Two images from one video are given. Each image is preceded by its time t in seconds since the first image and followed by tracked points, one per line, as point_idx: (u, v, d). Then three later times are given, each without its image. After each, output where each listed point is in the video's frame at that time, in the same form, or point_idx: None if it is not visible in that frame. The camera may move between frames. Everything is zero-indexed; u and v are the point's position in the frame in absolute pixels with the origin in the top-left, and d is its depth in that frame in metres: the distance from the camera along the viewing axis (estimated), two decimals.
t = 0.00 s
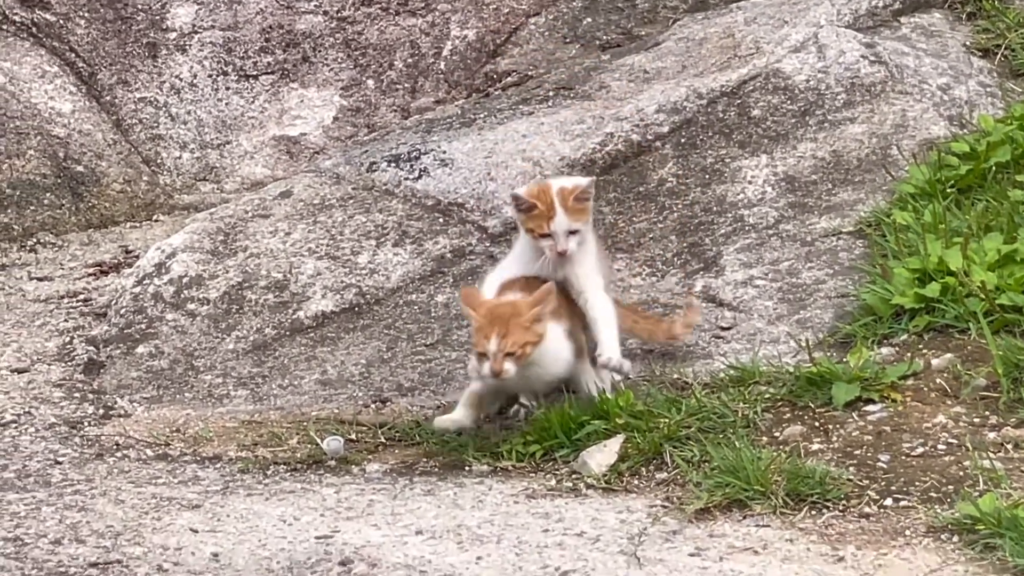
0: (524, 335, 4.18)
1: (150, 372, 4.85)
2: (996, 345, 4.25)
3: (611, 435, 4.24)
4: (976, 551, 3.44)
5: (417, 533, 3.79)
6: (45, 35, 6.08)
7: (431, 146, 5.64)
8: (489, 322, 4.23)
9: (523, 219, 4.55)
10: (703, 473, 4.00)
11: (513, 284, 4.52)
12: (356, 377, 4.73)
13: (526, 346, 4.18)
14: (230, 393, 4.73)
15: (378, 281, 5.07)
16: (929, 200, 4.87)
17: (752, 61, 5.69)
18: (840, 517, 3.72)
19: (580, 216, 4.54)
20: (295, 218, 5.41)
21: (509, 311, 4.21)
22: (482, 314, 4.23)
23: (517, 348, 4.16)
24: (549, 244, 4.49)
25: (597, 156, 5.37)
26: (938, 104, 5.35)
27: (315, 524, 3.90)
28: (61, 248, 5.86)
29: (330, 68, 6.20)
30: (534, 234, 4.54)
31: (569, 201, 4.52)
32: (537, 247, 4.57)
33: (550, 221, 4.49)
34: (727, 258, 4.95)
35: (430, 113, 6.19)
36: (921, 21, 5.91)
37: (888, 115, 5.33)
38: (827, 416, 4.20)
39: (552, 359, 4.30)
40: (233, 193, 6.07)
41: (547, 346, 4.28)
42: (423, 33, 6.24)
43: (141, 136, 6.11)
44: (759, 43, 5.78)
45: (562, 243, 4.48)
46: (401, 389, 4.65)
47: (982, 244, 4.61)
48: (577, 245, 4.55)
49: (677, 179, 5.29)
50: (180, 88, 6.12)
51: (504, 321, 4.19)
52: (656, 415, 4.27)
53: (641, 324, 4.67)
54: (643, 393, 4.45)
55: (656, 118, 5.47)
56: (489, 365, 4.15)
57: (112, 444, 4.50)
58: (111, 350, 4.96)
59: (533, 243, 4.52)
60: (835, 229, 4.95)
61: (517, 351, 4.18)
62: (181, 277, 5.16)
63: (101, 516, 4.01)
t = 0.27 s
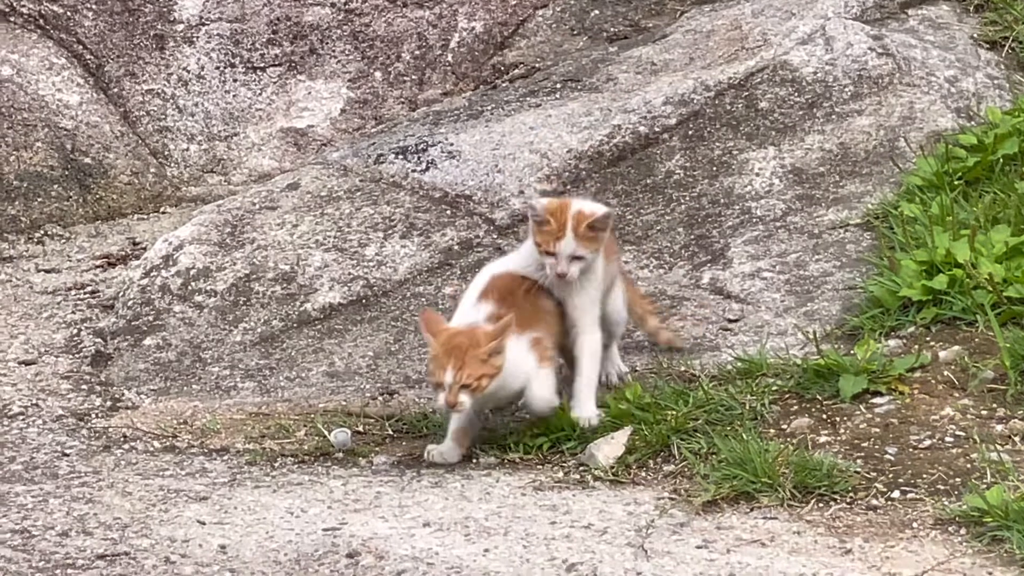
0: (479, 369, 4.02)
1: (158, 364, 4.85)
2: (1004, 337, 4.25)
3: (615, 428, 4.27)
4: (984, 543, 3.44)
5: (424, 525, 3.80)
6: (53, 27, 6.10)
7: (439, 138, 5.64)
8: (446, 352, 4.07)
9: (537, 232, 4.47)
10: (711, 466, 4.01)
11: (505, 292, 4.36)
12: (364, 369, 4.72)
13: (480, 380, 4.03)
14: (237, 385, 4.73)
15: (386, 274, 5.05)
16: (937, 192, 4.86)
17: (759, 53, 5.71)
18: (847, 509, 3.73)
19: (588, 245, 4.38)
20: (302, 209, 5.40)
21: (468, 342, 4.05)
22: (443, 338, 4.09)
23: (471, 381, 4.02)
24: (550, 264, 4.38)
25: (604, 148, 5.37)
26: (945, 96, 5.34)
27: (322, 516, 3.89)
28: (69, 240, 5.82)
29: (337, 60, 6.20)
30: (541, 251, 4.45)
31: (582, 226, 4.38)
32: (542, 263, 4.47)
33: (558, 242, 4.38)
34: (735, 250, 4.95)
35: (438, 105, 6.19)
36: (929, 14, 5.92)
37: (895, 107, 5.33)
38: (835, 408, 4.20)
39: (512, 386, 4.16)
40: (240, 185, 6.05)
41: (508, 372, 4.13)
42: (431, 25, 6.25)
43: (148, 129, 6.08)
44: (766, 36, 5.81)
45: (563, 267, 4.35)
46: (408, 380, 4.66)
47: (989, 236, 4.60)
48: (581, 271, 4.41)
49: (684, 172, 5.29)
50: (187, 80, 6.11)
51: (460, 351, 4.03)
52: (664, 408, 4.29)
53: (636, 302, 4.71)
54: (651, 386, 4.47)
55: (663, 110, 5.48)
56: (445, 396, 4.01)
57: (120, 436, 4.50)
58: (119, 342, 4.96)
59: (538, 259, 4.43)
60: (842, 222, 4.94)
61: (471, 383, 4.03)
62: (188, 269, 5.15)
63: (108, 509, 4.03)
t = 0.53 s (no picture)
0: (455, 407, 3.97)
1: (166, 356, 4.85)
2: (1013, 329, 4.24)
3: (620, 423, 4.29)
4: (992, 536, 3.44)
5: (432, 517, 3.83)
6: (60, 19, 6.08)
7: (447, 130, 5.64)
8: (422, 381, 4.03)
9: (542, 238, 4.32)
10: (719, 458, 4.01)
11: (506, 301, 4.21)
12: (372, 361, 4.72)
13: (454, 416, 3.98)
14: (246, 376, 4.73)
15: (394, 265, 5.04)
16: (945, 184, 4.85)
17: (767, 45, 5.71)
18: (856, 501, 3.74)
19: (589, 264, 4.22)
20: (310, 201, 5.39)
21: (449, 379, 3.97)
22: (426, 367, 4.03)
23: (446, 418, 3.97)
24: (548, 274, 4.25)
25: (613, 140, 5.37)
26: (954, 88, 5.33)
27: (330, 508, 3.93)
28: (77, 231, 5.85)
29: (345, 52, 6.21)
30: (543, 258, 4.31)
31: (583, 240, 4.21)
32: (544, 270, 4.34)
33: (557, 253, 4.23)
34: (743, 242, 4.94)
35: (447, 97, 6.20)
36: (938, 6, 5.92)
37: (903, 99, 5.32)
38: (843, 401, 4.20)
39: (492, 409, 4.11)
40: (248, 177, 6.08)
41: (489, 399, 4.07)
42: (439, 16, 6.26)
43: (157, 120, 6.10)
44: (773, 27, 5.82)
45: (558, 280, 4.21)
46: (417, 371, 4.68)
47: (998, 228, 4.60)
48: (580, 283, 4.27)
49: (693, 163, 5.28)
50: (195, 72, 6.11)
51: (438, 385, 3.97)
52: (672, 400, 4.29)
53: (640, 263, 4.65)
54: (660, 378, 4.47)
55: (671, 102, 5.49)
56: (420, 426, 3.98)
57: (128, 428, 4.51)
58: (127, 333, 4.96)
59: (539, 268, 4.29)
60: (851, 214, 4.93)
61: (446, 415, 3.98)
62: (197, 261, 5.14)
63: (116, 500, 4.04)
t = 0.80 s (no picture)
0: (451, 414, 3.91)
1: (176, 347, 4.85)
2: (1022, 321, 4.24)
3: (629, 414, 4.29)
4: (1001, 527, 3.45)
5: (441, 508, 3.84)
6: (71, 10, 6.17)
7: (456, 121, 5.64)
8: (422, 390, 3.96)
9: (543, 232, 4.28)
10: (728, 449, 4.02)
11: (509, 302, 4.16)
12: (381, 353, 4.71)
13: (452, 424, 3.92)
14: (255, 367, 4.74)
15: (403, 257, 5.04)
16: (954, 175, 4.85)
17: (777, 37, 5.71)
18: (864, 493, 3.74)
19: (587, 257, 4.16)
20: (319, 192, 5.39)
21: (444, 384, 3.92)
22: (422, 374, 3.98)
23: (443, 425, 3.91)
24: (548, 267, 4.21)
25: (622, 131, 5.38)
26: (963, 80, 5.33)
27: (339, 499, 3.93)
28: (86, 223, 5.86)
29: (355, 44, 6.20)
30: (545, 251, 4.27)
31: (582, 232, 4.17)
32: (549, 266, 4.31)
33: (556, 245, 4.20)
34: (753, 233, 4.93)
35: (455, 88, 6.18)
36: None
37: (913, 91, 5.32)
38: (852, 392, 4.20)
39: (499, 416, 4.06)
40: (258, 168, 6.06)
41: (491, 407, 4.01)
42: (448, 8, 6.22)
43: (166, 111, 6.13)
44: (783, 19, 5.81)
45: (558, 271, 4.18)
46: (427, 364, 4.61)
47: (1007, 220, 4.59)
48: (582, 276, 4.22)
49: (702, 155, 5.27)
50: (205, 63, 6.14)
51: (433, 394, 3.91)
52: (681, 391, 4.30)
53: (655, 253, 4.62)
54: (669, 369, 4.46)
55: (681, 94, 5.48)
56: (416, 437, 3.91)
57: (137, 419, 4.51)
58: (136, 325, 4.96)
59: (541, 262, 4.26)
60: (860, 205, 4.92)
61: (444, 425, 3.93)
62: (206, 253, 5.15)
63: (125, 491, 4.05)
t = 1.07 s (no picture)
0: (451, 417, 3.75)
1: (190, 334, 4.86)
2: None
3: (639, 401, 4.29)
4: (1015, 515, 3.45)
5: (455, 496, 3.86)
6: None
7: (470, 108, 5.63)
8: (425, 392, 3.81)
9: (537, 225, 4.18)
10: (742, 436, 4.01)
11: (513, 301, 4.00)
12: (395, 339, 4.71)
13: (451, 428, 3.76)
14: (269, 354, 4.74)
15: (417, 244, 5.04)
16: (968, 163, 4.84)
17: (791, 24, 5.71)
18: (878, 480, 3.75)
19: (577, 243, 4.04)
20: (333, 179, 5.39)
21: (442, 386, 3.76)
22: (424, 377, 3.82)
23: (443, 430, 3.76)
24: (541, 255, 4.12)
25: (636, 118, 5.37)
26: (977, 67, 5.34)
27: (353, 486, 3.94)
28: (100, 210, 5.86)
29: (368, 31, 6.20)
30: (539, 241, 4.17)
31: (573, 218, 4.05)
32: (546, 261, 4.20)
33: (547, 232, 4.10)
34: (767, 220, 4.93)
35: (469, 76, 6.23)
36: None
37: (927, 78, 5.32)
38: (867, 378, 4.20)
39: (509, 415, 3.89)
40: (271, 155, 6.07)
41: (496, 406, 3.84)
42: None
43: (180, 99, 6.11)
44: (797, 6, 5.82)
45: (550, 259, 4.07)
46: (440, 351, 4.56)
47: (1021, 208, 4.59)
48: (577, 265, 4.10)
49: (716, 142, 5.27)
50: (219, 50, 6.13)
51: (432, 397, 3.76)
52: (695, 378, 4.29)
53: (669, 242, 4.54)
54: (682, 356, 4.43)
55: (695, 81, 5.48)
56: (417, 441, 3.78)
57: (151, 406, 4.52)
58: (150, 312, 4.97)
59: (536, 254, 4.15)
60: (874, 192, 4.92)
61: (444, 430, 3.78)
62: (220, 239, 5.15)
63: (140, 478, 4.06)
